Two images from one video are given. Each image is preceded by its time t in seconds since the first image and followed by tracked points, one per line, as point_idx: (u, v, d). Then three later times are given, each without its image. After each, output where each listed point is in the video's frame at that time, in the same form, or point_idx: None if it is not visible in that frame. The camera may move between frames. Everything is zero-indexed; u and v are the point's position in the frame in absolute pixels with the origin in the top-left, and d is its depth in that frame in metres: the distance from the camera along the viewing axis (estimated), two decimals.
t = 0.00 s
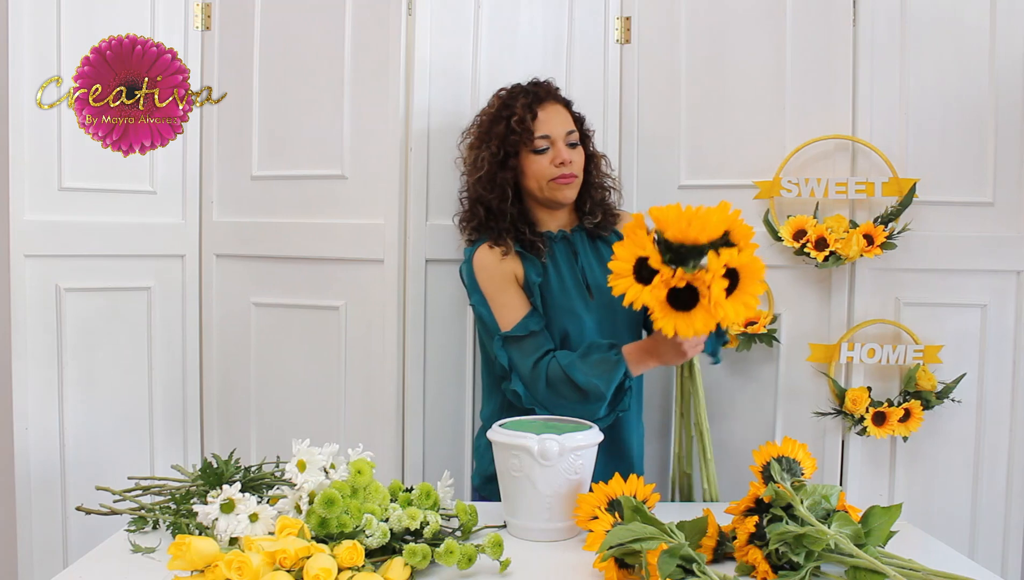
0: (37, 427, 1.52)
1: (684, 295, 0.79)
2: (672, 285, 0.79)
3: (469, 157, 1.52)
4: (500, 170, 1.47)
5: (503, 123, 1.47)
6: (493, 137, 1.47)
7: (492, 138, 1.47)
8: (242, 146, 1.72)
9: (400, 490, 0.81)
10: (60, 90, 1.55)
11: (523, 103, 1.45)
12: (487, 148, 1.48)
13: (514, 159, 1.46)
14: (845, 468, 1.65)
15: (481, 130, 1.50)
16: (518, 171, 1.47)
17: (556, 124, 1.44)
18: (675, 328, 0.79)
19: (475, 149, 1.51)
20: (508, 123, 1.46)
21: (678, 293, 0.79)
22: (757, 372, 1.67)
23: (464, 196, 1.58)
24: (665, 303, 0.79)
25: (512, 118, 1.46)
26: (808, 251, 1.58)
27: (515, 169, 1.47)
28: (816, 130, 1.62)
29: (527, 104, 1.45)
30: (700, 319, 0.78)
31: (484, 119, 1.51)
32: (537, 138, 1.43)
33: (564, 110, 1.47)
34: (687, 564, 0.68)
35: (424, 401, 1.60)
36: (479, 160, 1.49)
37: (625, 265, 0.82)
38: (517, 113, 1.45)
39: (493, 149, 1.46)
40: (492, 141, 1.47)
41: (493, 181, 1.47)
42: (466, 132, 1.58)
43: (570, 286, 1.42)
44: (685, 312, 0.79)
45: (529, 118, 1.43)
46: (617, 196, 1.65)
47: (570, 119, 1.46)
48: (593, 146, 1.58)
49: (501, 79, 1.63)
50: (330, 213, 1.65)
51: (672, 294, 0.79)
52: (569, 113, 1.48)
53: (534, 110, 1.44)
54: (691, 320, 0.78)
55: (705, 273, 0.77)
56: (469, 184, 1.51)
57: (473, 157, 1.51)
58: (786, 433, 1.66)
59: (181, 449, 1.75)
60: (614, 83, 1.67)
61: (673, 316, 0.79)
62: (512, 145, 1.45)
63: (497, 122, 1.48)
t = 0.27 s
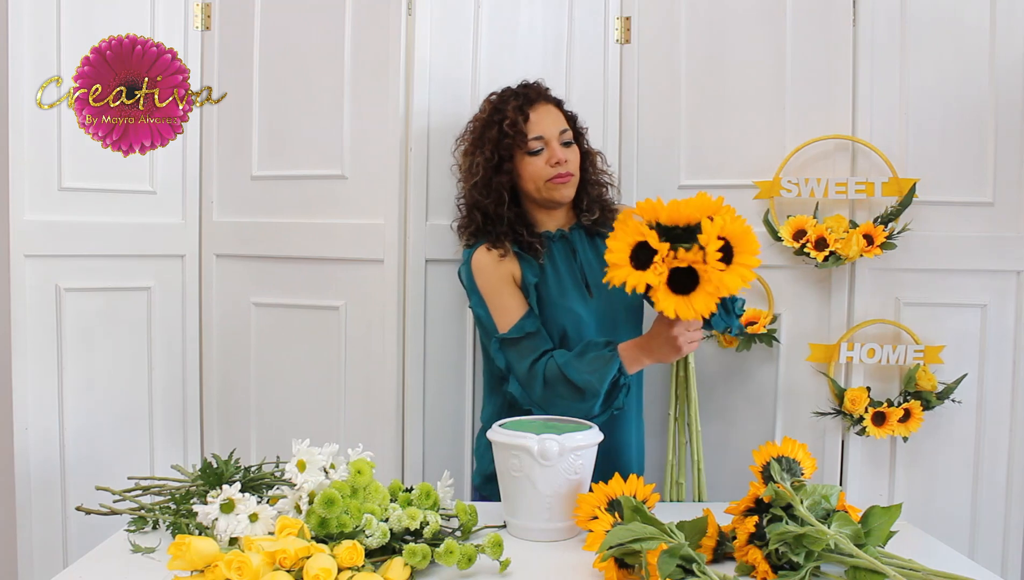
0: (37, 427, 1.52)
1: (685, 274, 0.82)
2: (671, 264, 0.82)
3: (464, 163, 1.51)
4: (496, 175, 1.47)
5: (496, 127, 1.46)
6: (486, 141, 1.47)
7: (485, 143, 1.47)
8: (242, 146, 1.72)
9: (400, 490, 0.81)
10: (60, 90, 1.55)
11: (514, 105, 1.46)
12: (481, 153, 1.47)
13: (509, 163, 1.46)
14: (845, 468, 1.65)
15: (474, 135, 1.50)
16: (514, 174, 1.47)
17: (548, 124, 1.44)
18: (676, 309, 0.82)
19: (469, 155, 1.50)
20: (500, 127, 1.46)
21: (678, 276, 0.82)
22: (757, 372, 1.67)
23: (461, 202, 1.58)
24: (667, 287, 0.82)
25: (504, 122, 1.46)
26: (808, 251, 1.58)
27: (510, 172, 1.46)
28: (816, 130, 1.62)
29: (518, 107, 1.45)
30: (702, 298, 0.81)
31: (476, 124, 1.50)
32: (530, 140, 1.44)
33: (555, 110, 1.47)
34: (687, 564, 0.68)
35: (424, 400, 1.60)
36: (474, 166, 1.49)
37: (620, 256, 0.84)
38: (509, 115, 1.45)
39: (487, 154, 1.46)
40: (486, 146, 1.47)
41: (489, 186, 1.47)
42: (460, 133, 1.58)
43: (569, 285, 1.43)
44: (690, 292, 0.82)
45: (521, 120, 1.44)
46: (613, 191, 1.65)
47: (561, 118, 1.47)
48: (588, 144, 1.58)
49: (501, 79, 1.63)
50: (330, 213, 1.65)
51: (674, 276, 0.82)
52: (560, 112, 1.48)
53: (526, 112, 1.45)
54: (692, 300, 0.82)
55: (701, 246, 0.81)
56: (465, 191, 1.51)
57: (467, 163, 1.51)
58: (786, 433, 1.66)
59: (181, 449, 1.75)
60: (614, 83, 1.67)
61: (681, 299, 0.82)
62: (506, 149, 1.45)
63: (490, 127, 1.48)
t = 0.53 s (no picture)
0: (37, 427, 1.52)
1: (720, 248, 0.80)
2: (711, 241, 0.80)
3: (453, 172, 1.51)
4: (487, 180, 1.47)
5: (483, 133, 1.47)
6: (474, 149, 1.47)
7: (474, 150, 1.47)
8: (242, 146, 1.72)
9: (400, 490, 0.81)
10: (60, 90, 1.55)
11: (500, 110, 1.47)
12: (470, 160, 1.47)
13: (500, 167, 1.47)
14: (845, 468, 1.65)
15: (461, 144, 1.50)
16: (505, 179, 1.47)
17: (536, 126, 1.46)
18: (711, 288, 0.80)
19: (458, 164, 1.50)
20: (487, 133, 1.47)
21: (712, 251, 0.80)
22: (757, 372, 1.67)
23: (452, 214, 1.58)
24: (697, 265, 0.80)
25: (491, 127, 1.47)
26: (808, 251, 1.58)
27: (501, 177, 1.47)
28: (816, 130, 1.62)
29: (504, 111, 1.46)
30: (735, 276, 0.79)
31: (461, 132, 1.50)
32: (520, 143, 1.45)
33: (540, 111, 1.49)
34: (687, 565, 0.67)
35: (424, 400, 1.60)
36: (464, 174, 1.49)
37: (654, 232, 0.81)
38: (495, 121, 1.46)
39: (478, 161, 1.46)
40: (475, 153, 1.47)
41: (482, 192, 1.47)
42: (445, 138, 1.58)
43: (570, 284, 1.43)
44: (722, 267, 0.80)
45: (508, 124, 1.45)
46: (610, 191, 1.65)
47: (547, 119, 1.49)
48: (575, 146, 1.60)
49: (500, 78, 1.63)
50: (330, 213, 1.65)
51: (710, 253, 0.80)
52: (545, 114, 1.50)
53: (511, 115, 1.46)
54: (724, 278, 0.80)
55: (735, 221, 0.79)
56: (456, 199, 1.51)
57: (457, 172, 1.50)
58: (786, 433, 1.66)
59: (181, 449, 1.75)
60: (614, 83, 1.67)
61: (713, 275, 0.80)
62: (496, 154, 1.46)
63: (477, 134, 1.48)
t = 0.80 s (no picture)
0: (37, 427, 1.52)
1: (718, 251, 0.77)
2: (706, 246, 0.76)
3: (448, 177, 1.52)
4: (481, 185, 1.47)
5: (476, 137, 1.47)
6: (467, 153, 1.47)
7: (467, 155, 1.47)
8: (243, 146, 1.72)
9: (400, 490, 0.81)
10: (60, 90, 1.55)
11: (492, 114, 1.46)
12: (464, 166, 1.47)
13: (493, 172, 1.47)
14: (845, 468, 1.65)
15: (455, 148, 1.50)
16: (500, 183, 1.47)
17: (528, 129, 1.45)
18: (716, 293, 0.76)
19: (453, 169, 1.50)
20: (479, 137, 1.47)
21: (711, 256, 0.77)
22: (757, 372, 1.67)
23: (449, 214, 1.58)
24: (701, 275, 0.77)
25: (483, 131, 1.46)
26: (808, 251, 1.58)
27: (495, 181, 1.47)
28: (816, 130, 1.62)
29: (496, 115, 1.46)
30: (738, 274, 0.76)
31: (455, 137, 1.51)
32: (513, 146, 1.45)
33: (533, 113, 1.48)
34: (687, 565, 0.67)
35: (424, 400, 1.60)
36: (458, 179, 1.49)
37: (649, 251, 0.79)
38: (487, 125, 1.45)
39: (471, 167, 1.46)
40: (468, 159, 1.47)
41: (476, 198, 1.48)
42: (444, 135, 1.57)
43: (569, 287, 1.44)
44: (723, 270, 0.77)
45: (500, 128, 1.44)
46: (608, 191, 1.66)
47: (541, 121, 1.48)
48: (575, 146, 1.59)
49: (500, 79, 1.63)
50: (330, 213, 1.65)
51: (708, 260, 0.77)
52: (539, 115, 1.49)
53: (503, 119, 1.46)
54: (729, 279, 0.76)
55: (728, 220, 0.77)
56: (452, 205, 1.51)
57: (451, 177, 1.51)
58: (786, 433, 1.66)
59: (181, 449, 1.75)
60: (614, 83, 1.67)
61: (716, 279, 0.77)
62: (489, 159, 1.45)
63: (469, 138, 1.48)
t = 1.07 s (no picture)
0: (37, 427, 1.52)
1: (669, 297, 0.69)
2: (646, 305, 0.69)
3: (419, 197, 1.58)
4: (450, 204, 1.53)
5: (442, 158, 1.51)
6: (434, 175, 1.52)
7: (434, 176, 1.53)
8: (243, 146, 1.72)
9: (400, 490, 0.81)
10: (60, 90, 1.55)
11: (455, 133, 1.49)
12: (432, 187, 1.53)
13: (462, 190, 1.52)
14: (845, 468, 1.65)
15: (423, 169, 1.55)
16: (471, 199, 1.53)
17: (496, 144, 1.48)
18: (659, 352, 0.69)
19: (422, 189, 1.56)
20: (445, 158, 1.51)
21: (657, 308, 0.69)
22: (757, 372, 1.67)
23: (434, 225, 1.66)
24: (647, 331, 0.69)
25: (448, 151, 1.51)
26: (808, 251, 1.58)
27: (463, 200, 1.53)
28: (816, 130, 1.62)
29: (459, 135, 1.49)
30: (684, 332, 0.68)
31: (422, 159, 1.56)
32: (479, 164, 1.49)
33: (500, 126, 1.51)
34: (687, 564, 0.67)
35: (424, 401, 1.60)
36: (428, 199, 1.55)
37: (592, 308, 0.71)
38: (451, 147, 1.49)
39: (439, 188, 1.52)
40: (435, 179, 1.53)
41: (447, 216, 1.53)
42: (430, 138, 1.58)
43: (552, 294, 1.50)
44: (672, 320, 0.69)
45: (463, 149, 1.48)
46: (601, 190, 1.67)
47: (508, 133, 1.50)
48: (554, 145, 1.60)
49: (500, 79, 1.63)
50: (330, 213, 1.65)
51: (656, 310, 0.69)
52: (506, 126, 1.52)
53: (467, 137, 1.49)
54: (673, 336, 0.68)
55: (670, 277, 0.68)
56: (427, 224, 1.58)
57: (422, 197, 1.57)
58: (787, 433, 1.66)
59: (181, 449, 1.75)
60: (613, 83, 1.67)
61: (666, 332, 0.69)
62: (456, 179, 1.50)
63: (436, 159, 1.52)
